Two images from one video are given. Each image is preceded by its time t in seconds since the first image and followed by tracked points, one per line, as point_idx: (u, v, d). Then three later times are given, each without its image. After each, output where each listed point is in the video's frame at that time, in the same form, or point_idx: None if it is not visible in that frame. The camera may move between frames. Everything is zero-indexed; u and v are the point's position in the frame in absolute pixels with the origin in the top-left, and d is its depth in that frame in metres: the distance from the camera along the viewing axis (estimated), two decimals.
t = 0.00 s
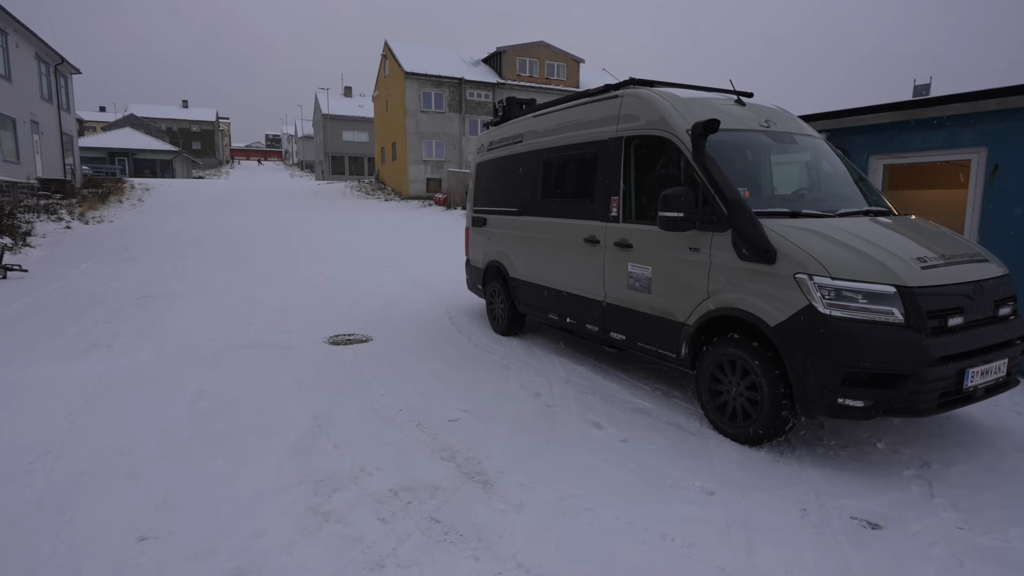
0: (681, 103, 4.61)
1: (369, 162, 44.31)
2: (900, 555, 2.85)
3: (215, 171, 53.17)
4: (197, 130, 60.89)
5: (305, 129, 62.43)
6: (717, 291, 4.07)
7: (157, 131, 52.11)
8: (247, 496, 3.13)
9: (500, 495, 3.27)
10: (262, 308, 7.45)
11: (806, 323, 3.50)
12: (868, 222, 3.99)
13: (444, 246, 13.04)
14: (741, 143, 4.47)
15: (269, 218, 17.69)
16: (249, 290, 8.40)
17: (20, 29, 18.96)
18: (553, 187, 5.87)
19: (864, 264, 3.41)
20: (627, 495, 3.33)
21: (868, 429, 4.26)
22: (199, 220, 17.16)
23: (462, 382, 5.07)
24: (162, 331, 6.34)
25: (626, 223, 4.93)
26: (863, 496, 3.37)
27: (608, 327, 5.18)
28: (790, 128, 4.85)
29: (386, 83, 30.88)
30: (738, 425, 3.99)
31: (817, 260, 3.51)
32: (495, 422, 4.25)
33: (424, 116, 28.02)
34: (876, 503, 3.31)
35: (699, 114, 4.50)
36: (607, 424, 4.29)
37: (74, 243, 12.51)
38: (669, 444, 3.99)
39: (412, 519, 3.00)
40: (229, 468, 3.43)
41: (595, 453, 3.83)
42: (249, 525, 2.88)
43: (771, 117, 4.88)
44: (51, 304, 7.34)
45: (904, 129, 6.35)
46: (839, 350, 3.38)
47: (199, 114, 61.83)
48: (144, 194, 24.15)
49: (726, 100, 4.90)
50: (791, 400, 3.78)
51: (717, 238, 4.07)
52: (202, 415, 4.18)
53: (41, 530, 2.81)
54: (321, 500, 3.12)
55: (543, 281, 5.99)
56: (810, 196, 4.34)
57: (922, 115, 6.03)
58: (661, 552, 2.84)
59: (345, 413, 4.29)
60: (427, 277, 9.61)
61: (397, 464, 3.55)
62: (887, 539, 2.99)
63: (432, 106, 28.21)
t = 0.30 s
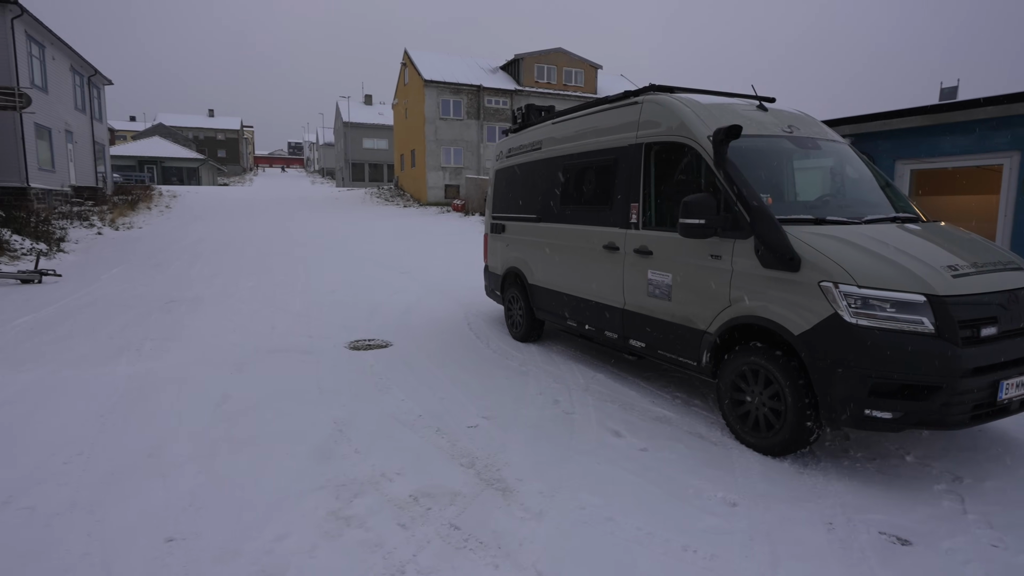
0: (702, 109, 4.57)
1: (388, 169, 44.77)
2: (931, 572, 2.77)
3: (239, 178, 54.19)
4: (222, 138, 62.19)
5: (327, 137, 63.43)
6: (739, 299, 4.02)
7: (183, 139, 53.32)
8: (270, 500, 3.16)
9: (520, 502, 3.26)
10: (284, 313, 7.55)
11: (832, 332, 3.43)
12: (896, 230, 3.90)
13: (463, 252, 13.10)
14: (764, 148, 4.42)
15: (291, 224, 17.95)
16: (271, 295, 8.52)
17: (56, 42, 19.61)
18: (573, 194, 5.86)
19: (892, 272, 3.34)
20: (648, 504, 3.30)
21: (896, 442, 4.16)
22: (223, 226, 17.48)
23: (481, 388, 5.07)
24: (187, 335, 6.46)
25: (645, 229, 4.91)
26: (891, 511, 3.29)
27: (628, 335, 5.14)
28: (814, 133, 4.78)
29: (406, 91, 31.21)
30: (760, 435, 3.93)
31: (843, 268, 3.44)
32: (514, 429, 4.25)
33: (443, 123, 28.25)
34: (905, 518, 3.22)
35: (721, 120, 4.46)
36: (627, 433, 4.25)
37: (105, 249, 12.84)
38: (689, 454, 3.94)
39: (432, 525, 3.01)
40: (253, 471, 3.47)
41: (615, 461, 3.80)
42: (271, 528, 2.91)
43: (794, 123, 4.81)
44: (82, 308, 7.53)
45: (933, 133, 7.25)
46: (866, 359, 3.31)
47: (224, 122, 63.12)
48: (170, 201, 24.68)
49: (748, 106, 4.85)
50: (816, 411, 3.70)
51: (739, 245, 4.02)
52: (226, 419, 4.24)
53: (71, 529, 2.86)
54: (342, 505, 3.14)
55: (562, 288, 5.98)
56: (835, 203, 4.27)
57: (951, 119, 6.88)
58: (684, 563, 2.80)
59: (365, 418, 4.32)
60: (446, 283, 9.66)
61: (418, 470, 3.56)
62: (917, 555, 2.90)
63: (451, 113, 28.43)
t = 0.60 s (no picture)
0: (725, 114, 4.52)
1: (408, 176, 45.19)
2: None
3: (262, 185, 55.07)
4: (247, 146, 63.46)
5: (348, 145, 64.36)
6: (763, 308, 3.95)
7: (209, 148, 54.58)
8: (292, 505, 3.18)
9: (541, 512, 3.23)
10: (306, 318, 7.63)
11: (861, 342, 3.34)
12: (928, 237, 3.80)
13: (482, 259, 13.14)
14: (788, 154, 4.34)
15: (313, 231, 18.19)
16: (294, 301, 8.62)
17: (90, 54, 20.23)
18: (593, 201, 5.83)
19: (923, 281, 3.25)
20: (671, 516, 3.24)
21: (927, 455, 4.03)
22: (247, 232, 17.80)
23: (499, 395, 5.07)
24: (212, 340, 6.57)
25: (667, 236, 4.85)
26: (924, 528, 3.18)
27: (649, 343, 5.09)
28: (840, 139, 4.69)
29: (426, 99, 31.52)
30: (786, 447, 3.84)
31: (872, 276, 3.36)
32: (534, 437, 4.22)
33: (463, 130, 28.44)
34: (939, 536, 3.12)
35: (744, 126, 4.40)
36: (648, 443, 4.19)
37: (133, 255, 13.15)
38: (713, 465, 3.87)
39: (453, 533, 3.00)
40: (276, 476, 3.50)
41: (636, 471, 3.75)
42: (294, 534, 2.92)
43: (819, 128, 4.73)
44: (112, 313, 7.71)
45: (963, 137, 7.19)
46: (897, 371, 3.22)
47: (248, 131, 64.36)
48: (196, 208, 25.23)
49: (772, 111, 4.78)
50: (844, 423, 3.61)
51: (763, 253, 3.95)
52: (250, 423, 4.29)
53: (100, 531, 2.91)
54: (363, 511, 3.15)
55: (582, 295, 5.94)
56: (862, 209, 4.18)
57: (982, 122, 6.83)
58: None
59: (386, 424, 4.33)
60: (465, 290, 9.68)
61: (438, 477, 3.55)
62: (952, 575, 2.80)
63: (471, 120, 28.62)
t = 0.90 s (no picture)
0: (748, 121, 4.47)
1: (428, 183, 45.55)
2: None
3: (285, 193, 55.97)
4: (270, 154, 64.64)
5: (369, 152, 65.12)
6: (789, 317, 3.88)
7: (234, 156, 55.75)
8: (315, 513, 3.20)
9: (563, 523, 3.20)
10: (329, 325, 7.72)
11: (891, 353, 3.26)
12: (960, 245, 3.70)
13: (502, 266, 13.17)
14: (813, 160, 4.28)
15: (335, 238, 18.42)
16: (316, 308, 8.73)
17: (122, 67, 20.82)
18: (614, 209, 5.81)
19: (956, 290, 3.16)
20: (695, 529, 3.19)
21: (961, 470, 3.91)
22: (270, 240, 18.09)
23: (520, 403, 5.05)
24: (237, 347, 6.67)
25: (689, 244, 4.81)
26: (959, 546, 3.08)
27: (671, 351, 5.03)
28: (868, 145, 4.61)
29: (446, 107, 31.79)
30: (813, 460, 3.76)
31: (902, 285, 3.28)
32: (555, 446, 4.20)
33: (482, 138, 28.59)
34: (975, 554, 3.01)
35: (768, 133, 4.34)
36: (671, 453, 4.14)
37: (161, 262, 13.45)
38: (738, 477, 3.80)
39: (474, 544, 2.98)
40: (298, 484, 3.52)
41: (660, 483, 3.70)
42: (316, 542, 2.94)
43: (845, 134, 4.65)
44: (140, 319, 7.88)
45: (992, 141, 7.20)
46: (929, 383, 3.12)
47: (272, 139, 65.55)
48: (222, 215, 25.75)
49: (796, 117, 4.71)
50: (873, 435, 3.51)
51: (789, 261, 3.88)
52: (273, 430, 4.34)
53: (128, 537, 2.96)
54: (385, 520, 3.15)
55: (603, 303, 5.91)
56: (890, 216, 4.09)
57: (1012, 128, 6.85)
58: None
59: (407, 432, 4.35)
60: (485, 297, 9.70)
61: (459, 486, 3.55)
62: None
63: (490, 127, 28.76)
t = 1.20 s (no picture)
0: (773, 127, 4.40)
1: (448, 190, 45.85)
2: None
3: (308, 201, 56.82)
4: (294, 163, 65.78)
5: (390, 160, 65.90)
6: (817, 326, 3.79)
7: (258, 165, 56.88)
8: (336, 522, 3.21)
9: (585, 535, 3.16)
10: (350, 332, 7.78)
11: (924, 364, 3.15)
12: (995, 253, 3.58)
13: (521, 273, 13.17)
14: (840, 166, 4.19)
15: (356, 246, 18.62)
16: (338, 315, 8.81)
17: (152, 79, 21.39)
18: (635, 216, 5.77)
19: (993, 299, 3.05)
20: (721, 544, 3.12)
21: (998, 486, 3.78)
22: (293, 247, 18.36)
23: (541, 412, 5.02)
24: (260, 353, 6.76)
25: (712, 252, 4.74)
26: (999, 565, 2.96)
27: (694, 361, 4.96)
28: (896, 150, 4.51)
29: (465, 115, 32.00)
30: (843, 473, 3.65)
31: (935, 294, 3.17)
32: (576, 456, 4.16)
33: (502, 145, 28.71)
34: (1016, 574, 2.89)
35: (793, 139, 4.27)
36: (695, 464, 4.07)
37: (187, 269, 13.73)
38: (764, 491, 3.71)
39: (496, 556, 2.96)
40: (320, 492, 3.54)
41: (683, 495, 3.64)
42: (338, 551, 2.94)
43: (873, 139, 4.55)
44: (167, 326, 8.04)
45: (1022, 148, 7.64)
46: (965, 395, 3.01)
47: (295, 148, 66.71)
48: (246, 223, 26.23)
49: (822, 123, 4.63)
50: (906, 448, 3.40)
51: (816, 269, 3.80)
52: (296, 437, 4.37)
53: (153, 543, 2.99)
54: (406, 530, 3.15)
55: (624, 311, 5.86)
56: (921, 223, 3.98)
57: None
58: None
59: (428, 440, 4.35)
60: (505, 304, 9.70)
61: (480, 496, 3.53)
62: None
63: (510, 135, 28.87)
